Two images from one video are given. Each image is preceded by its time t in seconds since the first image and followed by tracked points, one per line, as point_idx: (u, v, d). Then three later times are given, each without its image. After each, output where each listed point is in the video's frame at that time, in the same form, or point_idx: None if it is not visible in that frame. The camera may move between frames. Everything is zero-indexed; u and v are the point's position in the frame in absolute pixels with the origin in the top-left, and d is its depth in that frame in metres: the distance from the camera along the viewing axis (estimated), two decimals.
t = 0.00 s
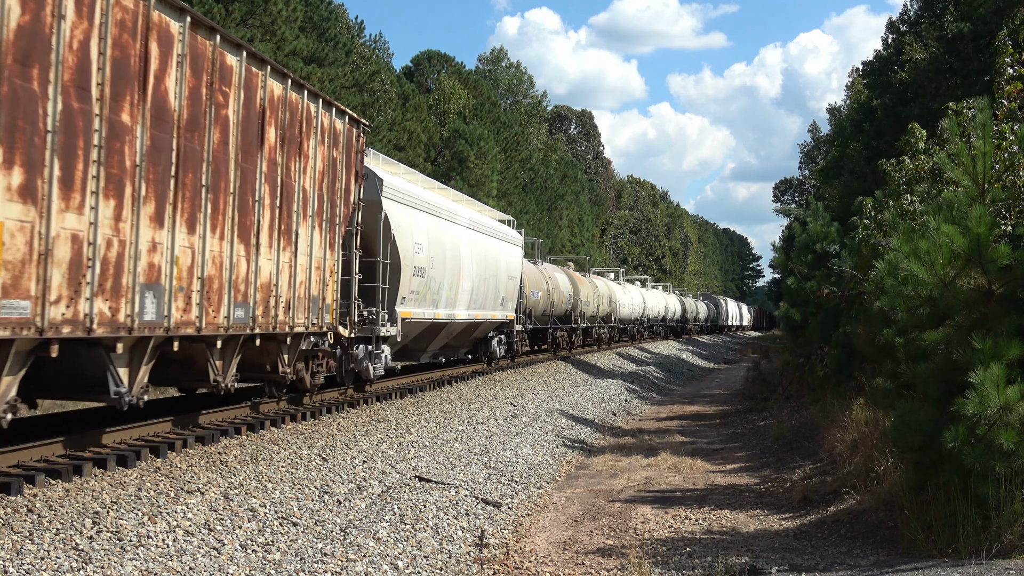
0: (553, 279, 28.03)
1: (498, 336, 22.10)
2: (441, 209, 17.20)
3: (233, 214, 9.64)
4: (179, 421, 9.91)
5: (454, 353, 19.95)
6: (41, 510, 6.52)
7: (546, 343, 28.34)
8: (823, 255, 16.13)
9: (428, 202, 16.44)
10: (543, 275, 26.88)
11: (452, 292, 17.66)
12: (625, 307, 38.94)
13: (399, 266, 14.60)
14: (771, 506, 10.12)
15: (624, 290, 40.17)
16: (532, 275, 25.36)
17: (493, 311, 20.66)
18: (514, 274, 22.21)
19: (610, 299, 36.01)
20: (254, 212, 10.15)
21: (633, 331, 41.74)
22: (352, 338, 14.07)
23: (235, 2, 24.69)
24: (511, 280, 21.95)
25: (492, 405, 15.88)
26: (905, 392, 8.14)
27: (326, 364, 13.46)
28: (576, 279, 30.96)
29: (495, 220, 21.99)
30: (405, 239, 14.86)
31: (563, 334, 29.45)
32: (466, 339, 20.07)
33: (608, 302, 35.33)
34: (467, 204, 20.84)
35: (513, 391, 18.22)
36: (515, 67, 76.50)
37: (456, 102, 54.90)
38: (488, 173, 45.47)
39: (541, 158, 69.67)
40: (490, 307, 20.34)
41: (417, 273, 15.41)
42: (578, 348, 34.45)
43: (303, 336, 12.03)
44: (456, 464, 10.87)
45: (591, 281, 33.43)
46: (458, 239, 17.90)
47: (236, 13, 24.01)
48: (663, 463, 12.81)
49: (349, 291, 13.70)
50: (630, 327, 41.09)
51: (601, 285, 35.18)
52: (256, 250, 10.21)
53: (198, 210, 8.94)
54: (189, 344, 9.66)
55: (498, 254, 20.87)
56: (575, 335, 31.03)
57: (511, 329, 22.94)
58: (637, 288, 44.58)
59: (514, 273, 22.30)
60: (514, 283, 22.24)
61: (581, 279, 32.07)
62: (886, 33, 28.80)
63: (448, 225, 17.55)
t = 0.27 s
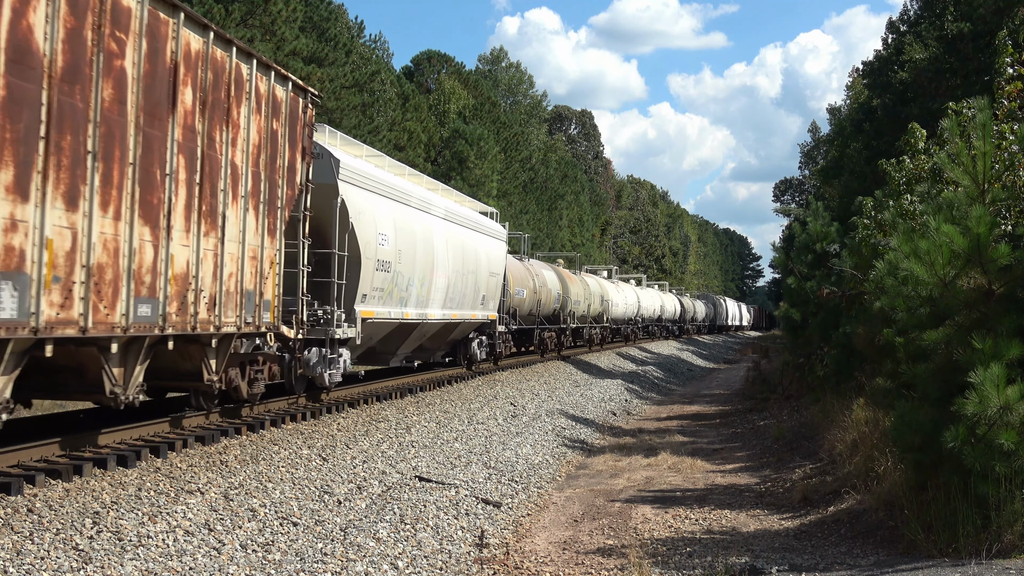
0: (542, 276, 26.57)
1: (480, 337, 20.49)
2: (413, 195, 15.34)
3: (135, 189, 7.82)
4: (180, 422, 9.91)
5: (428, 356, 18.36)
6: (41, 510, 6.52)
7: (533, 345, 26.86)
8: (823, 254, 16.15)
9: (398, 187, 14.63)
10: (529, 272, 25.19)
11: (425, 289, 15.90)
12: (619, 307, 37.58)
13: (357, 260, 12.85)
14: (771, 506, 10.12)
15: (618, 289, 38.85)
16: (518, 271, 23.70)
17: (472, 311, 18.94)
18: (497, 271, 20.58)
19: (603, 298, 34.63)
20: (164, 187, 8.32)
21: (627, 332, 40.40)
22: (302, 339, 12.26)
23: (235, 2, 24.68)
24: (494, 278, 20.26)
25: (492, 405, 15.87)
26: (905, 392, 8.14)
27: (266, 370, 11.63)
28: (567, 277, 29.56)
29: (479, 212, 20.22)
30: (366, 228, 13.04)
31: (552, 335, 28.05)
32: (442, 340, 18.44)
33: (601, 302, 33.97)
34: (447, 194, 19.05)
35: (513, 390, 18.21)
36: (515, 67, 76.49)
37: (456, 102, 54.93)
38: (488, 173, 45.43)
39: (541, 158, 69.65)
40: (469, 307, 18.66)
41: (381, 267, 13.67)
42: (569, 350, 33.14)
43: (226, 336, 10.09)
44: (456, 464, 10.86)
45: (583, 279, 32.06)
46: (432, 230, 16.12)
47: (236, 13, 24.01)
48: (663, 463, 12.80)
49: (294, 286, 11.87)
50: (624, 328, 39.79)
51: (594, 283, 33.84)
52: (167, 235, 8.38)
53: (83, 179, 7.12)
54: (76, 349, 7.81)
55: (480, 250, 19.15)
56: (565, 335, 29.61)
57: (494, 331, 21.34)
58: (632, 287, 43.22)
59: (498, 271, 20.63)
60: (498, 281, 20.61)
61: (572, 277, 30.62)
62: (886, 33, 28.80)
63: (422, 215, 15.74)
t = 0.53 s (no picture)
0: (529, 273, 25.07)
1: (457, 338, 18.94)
2: (376, 177, 13.63)
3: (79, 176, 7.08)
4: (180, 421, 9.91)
5: (399, 359, 16.83)
6: (41, 510, 6.52)
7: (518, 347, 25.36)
8: (823, 254, 16.16)
9: (357, 167, 12.95)
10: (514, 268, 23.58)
11: (390, 284, 14.24)
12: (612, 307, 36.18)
13: (304, 251, 11.25)
14: (771, 506, 10.12)
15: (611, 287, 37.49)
16: (501, 267, 22.10)
17: (446, 311, 17.40)
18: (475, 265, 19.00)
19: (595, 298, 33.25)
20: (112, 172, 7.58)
21: (620, 332, 39.07)
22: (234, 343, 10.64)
23: (235, 2, 24.63)
24: (472, 274, 18.69)
25: (492, 405, 15.87)
26: (905, 392, 8.14)
27: (188, 379, 9.65)
28: (557, 275, 28.13)
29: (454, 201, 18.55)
30: (315, 213, 11.41)
31: (539, 335, 26.61)
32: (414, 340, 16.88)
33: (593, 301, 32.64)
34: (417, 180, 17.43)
35: (513, 390, 18.21)
36: (515, 67, 76.50)
37: (456, 102, 54.95)
38: (488, 173, 45.39)
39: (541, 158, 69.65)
40: (442, 304, 17.09)
41: (335, 259, 12.04)
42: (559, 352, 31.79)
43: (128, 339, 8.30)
44: (456, 464, 10.86)
45: (573, 277, 30.71)
46: (398, 218, 14.44)
47: (236, 13, 23.98)
48: (663, 463, 12.80)
49: (221, 280, 10.03)
50: (617, 328, 38.48)
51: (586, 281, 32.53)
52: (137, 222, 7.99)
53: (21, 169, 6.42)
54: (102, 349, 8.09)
55: (455, 241, 17.54)
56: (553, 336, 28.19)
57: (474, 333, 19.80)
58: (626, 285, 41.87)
59: (476, 266, 19.05)
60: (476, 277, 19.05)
61: (561, 274, 29.16)
62: (886, 33, 28.78)
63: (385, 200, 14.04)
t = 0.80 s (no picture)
0: (513, 269, 23.55)
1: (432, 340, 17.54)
2: (326, 155, 11.94)
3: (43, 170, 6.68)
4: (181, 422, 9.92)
5: (364, 363, 15.41)
6: (41, 510, 6.52)
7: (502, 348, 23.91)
8: (823, 254, 16.16)
9: (303, 142, 11.30)
10: (496, 264, 22.13)
11: (345, 277, 12.55)
12: (603, 306, 34.81)
13: (233, 237, 9.62)
14: (772, 506, 10.12)
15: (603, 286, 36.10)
16: (480, 263, 20.53)
17: (415, 310, 15.79)
18: (450, 260, 17.40)
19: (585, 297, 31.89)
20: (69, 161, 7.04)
21: (613, 333, 37.73)
22: (145, 348, 8.80)
23: (235, 2, 24.59)
24: (445, 269, 17.06)
25: (491, 405, 15.87)
26: (905, 392, 8.14)
27: (75, 395, 7.71)
28: (543, 273, 26.71)
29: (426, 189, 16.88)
30: (247, 192, 9.77)
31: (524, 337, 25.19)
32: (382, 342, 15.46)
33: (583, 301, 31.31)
34: (383, 165, 15.67)
35: (513, 391, 18.22)
36: (515, 67, 76.48)
37: (456, 102, 54.97)
38: (488, 173, 45.34)
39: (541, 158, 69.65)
40: (410, 302, 15.47)
41: (273, 247, 10.42)
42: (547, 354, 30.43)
43: None
44: (456, 464, 10.86)
45: (562, 275, 29.36)
46: (355, 203, 12.77)
47: (236, 13, 23.94)
48: (663, 463, 12.80)
49: (120, 271, 8.60)
50: (609, 329, 37.13)
51: (576, 280, 31.20)
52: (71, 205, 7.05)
53: None
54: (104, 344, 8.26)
55: (426, 232, 15.91)
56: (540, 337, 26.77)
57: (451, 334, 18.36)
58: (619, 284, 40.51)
59: (451, 261, 17.44)
60: (450, 273, 17.43)
61: (548, 271, 27.71)
62: (886, 33, 28.78)
63: (339, 181, 12.34)
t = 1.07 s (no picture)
0: (494, 265, 21.79)
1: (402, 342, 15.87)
2: (265, 126, 10.11)
3: None
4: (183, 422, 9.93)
5: (322, 369, 13.78)
6: (41, 510, 6.52)
7: (483, 350, 22.20)
8: (823, 254, 16.17)
9: (232, 108, 9.47)
10: (476, 259, 20.47)
11: (289, 271, 10.69)
12: (594, 305, 33.25)
13: (134, 217, 7.86)
14: (772, 505, 10.12)
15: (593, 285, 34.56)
16: (456, 256, 18.69)
17: (379, 309, 13.94)
18: (423, 254, 15.67)
19: (574, 295, 30.36)
20: None
21: (604, 333, 36.24)
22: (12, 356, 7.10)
23: (235, 2, 24.58)
24: (416, 264, 15.28)
25: (491, 405, 15.87)
26: (905, 392, 8.13)
27: None
28: (528, 270, 25.09)
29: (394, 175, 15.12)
30: (152, 163, 7.97)
31: (507, 338, 23.55)
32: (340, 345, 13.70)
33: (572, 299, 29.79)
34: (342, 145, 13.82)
35: (513, 391, 18.23)
36: (515, 67, 76.50)
37: (456, 102, 54.98)
38: (489, 173, 45.32)
39: (541, 157, 69.69)
40: (374, 300, 13.66)
41: (192, 233, 8.63)
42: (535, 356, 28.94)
43: None
44: (456, 464, 10.86)
45: (549, 273, 27.81)
46: (303, 185, 10.96)
47: (236, 13, 23.92)
48: (663, 463, 12.80)
49: None
50: (601, 329, 35.61)
51: (564, 278, 29.65)
52: None
53: None
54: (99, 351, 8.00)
55: (395, 223, 14.14)
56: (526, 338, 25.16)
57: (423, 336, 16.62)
58: (611, 282, 38.97)
59: (424, 256, 15.71)
60: (422, 270, 15.69)
61: (533, 268, 26.00)
62: (886, 33, 28.79)
63: (280, 158, 10.49)
